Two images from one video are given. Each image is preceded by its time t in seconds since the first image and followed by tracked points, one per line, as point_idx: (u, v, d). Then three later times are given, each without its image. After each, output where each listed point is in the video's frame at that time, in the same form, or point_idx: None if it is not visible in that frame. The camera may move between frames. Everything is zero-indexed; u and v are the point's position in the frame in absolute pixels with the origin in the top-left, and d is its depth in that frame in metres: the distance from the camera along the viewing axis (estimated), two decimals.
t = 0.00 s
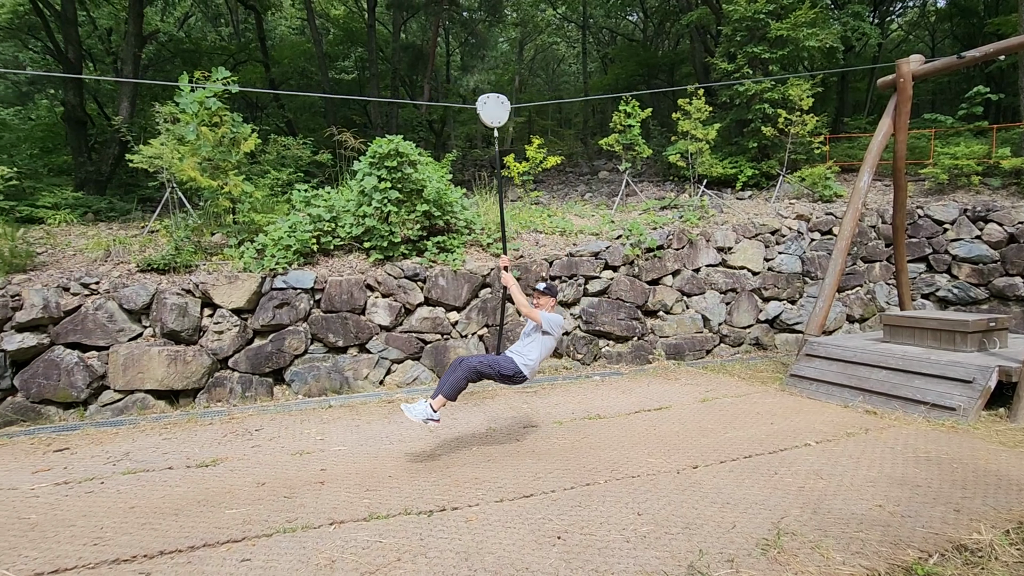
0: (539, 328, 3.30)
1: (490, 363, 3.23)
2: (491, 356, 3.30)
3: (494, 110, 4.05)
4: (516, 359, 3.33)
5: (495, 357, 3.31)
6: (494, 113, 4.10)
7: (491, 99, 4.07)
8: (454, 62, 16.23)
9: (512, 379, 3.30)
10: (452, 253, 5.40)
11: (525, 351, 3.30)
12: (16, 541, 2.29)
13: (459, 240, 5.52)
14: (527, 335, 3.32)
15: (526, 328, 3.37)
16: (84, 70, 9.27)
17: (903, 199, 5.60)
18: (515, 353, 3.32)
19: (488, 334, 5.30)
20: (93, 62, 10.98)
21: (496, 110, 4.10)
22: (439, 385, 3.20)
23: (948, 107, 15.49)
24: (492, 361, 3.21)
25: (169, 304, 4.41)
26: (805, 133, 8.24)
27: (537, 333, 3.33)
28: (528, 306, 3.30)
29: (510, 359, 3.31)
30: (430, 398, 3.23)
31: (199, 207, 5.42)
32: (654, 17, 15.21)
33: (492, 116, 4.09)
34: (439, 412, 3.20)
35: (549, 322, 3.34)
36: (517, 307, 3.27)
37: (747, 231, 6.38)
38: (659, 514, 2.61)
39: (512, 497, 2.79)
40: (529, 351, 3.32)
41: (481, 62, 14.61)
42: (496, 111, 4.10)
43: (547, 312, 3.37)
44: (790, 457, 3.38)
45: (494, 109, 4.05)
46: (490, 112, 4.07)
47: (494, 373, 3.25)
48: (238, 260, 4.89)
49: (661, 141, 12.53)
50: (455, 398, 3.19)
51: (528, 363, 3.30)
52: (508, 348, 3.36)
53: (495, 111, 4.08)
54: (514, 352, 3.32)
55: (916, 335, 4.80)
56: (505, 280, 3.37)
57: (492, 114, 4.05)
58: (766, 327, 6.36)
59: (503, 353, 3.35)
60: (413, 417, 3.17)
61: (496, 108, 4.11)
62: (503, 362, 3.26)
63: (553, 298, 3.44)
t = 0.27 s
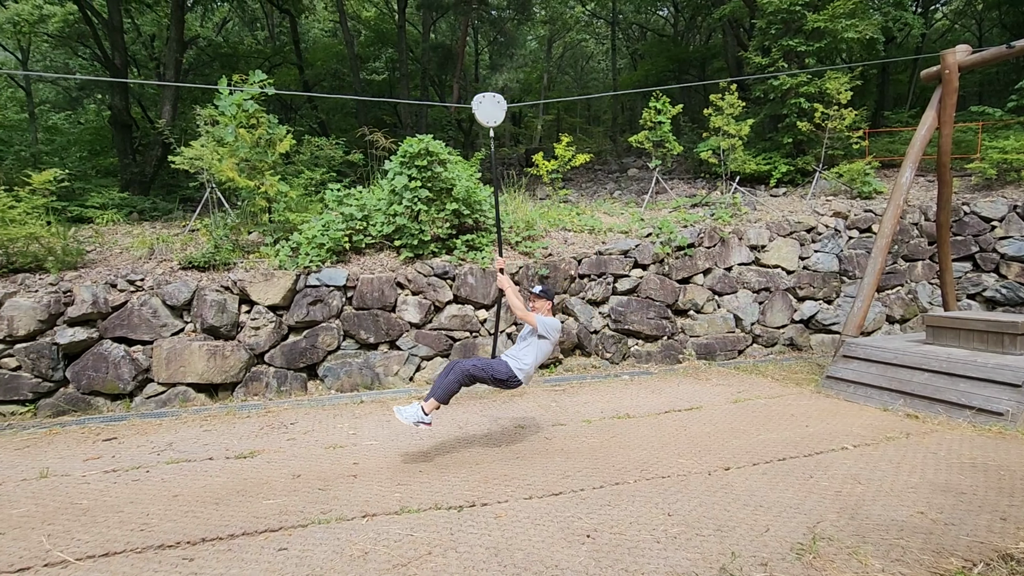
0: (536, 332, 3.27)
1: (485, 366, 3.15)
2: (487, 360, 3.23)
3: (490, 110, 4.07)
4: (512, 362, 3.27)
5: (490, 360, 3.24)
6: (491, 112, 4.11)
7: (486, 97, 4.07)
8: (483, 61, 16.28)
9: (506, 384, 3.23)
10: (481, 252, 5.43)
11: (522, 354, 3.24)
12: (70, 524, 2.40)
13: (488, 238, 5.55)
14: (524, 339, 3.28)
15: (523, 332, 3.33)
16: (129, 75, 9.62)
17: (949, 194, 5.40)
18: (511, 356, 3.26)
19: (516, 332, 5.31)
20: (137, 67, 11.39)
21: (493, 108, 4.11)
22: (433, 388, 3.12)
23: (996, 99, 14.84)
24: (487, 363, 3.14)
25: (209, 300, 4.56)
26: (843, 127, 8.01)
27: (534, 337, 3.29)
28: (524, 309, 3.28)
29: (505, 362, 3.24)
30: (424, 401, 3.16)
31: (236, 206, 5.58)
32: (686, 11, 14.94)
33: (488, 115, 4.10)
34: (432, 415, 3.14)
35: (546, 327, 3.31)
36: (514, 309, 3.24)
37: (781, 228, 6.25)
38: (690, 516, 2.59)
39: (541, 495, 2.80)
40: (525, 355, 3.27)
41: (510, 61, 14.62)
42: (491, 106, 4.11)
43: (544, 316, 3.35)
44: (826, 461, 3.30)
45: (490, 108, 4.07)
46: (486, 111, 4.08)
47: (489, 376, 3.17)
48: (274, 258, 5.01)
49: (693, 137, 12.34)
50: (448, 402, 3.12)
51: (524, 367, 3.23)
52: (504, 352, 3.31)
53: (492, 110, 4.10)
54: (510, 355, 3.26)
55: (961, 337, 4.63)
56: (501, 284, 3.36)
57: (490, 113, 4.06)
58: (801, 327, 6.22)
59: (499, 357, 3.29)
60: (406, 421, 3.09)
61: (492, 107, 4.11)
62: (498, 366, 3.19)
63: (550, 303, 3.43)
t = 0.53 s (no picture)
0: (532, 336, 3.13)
1: (478, 370, 3.06)
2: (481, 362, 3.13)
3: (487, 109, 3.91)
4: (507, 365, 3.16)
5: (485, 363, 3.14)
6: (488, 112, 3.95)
7: (480, 98, 3.90)
8: (514, 60, 16.29)
9: (500, 387, 3.13)
10: (512, 250, 5.45)
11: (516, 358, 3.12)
12: (123, 509, 2.52)
13: (519, 236, 5.56)
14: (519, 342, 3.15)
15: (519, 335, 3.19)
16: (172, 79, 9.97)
17: (1000, 189, 5.18)
18: (505, 360, 3.14)
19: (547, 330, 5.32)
20: (181, 71, 11.80)
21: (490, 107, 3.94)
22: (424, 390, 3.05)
23: None
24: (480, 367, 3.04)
25: (249, 296, 4.69)
26: (885, 122, 7.74)
27: (529, 340, 3.15)
28: (519, 311, 3.12)
29: (500, 365, 3.14)
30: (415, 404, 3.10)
31: (274, 205, 5.73)
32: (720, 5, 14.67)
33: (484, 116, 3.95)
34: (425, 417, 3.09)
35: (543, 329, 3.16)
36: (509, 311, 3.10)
37: (819, 226, 6.09)
38: (724, 518, 2.55)
39: (572, 493, 2.80)
40: (520, 359, 3.14)
41: (541, 59, 14.59)
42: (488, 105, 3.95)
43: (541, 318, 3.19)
44: (866, 465, 3.22)
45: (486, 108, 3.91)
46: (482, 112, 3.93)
47: (482, 380, 3.08)
48: (310, 256, 5.13)
49: (727, 133, 12.10)
50: (441, 405, 3.05)
51: (518, 371, 3.11)
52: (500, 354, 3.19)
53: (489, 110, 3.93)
54: (505, 359, 3.14)
55: (1012, 339, 4.44)
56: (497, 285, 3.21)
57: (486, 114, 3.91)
58: (840, 328, 6.05)
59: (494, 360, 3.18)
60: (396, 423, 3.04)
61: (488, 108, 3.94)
62: (492, 369, 3.09)
63: (548, 304, 3.26)
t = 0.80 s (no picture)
0: (528, 338, 3.11)
1: (473, 372, 3.10)
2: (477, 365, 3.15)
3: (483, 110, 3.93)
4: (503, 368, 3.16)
5: (481, 365, 3.16)
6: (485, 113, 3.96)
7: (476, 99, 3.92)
8: (539, 58, 16.26)
9: (496, 390, 3.14)
10: (537, 249, 5.45)
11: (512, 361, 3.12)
12: (162, 499, 2.61)
13: (544, 235, 5.57)
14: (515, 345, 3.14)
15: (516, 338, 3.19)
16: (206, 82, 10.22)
17: None
18: (501, 363, 3.15)
19: (572, 328, 5.30)
20: (214, 74, 12.11)
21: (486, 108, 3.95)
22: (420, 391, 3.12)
23: None
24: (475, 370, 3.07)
25: (280, 294, 4.80)
26: (923, 116, 7.50)
27: (525, 344, 3.14)
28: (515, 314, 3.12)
29: (496, 369, 3.16)
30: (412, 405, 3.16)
31: (304, 205, 5.84)
32: None
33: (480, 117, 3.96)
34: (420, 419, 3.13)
35: (539, 332, 3.13)
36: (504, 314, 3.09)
37: (852, 224, 5.94)
38: (754, 520, 2.52)
39: (598, 492, 2.80)
40: (516, 361, 3.13)
41: (566, 57, 14.53)
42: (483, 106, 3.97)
43: (538, 321, 3.16)
44: (901, 470, 3.14)
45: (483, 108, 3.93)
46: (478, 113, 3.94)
47: (477, 383, 3.11)
48: (339, 255, 5.21)
49: (756, 130, 11.88)
50: (436, 407, 3.10)
51: (514, 374, 3.12)
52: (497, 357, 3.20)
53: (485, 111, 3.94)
54: (501, 361, 3.15)
55: None
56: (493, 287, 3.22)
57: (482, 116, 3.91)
58: (874, 328, 5.90)
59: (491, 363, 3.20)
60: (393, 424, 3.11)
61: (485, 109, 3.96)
62: (487, 372, 3.11)
63: (546, 306, 3.23)
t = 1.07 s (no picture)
0: (524, 342, 3.08)
1: (467, 375, 3.08)
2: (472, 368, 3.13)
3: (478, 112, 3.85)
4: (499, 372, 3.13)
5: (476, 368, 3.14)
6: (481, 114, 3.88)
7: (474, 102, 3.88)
8: (570, 56, 16.18)
9: (490, 394, 3.11)
10: (569, 247, 5.44)
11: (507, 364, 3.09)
12: (209, 489, 2.71)
13: (576, 234, 5.55)
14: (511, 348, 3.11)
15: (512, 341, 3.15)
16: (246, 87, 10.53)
17: None
18: (496, 366, 3.13)
19: (604, 327, 5.27)
20: (255, 80, 12.48)
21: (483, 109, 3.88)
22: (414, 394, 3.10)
23: None
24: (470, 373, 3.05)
25: (318, 292, 4.91)
26: (974, 108, 7.18)
27: (521, 347, 3.10)
28: (511, 317, 3.09)
29: (491, 372, 3.13)
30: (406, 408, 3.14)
31: (340, 205, 5.96)
32: None
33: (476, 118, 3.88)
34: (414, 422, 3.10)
35: (535, 336, 3.10)
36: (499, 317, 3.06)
37: (897, 221, 5.73)
38: (795, 524, 2.47)
39: (633, 492, 2.78)
40: (512, 365, 3.10)
41: (598, 54, 14.43)
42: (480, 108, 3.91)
43: (534, 325, 3.13)
44: (951, 476, 3.02)
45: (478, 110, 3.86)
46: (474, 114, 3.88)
47: (471, 386, 3.09)
48: (374, 254, 5.31)
49: (794, 125, 11.57)
50: (430, 410, 3.08)
51: (509, 378, 3.09)
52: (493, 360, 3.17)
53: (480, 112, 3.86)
54: (497, 364, 3.12)
55: None
56: (491, 290, 3.20)
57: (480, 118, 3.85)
58: (920, 329, 5.69)
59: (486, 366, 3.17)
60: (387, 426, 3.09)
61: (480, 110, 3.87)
62: (481, 374, 3.09)
63: (543, 309, 3.20)
